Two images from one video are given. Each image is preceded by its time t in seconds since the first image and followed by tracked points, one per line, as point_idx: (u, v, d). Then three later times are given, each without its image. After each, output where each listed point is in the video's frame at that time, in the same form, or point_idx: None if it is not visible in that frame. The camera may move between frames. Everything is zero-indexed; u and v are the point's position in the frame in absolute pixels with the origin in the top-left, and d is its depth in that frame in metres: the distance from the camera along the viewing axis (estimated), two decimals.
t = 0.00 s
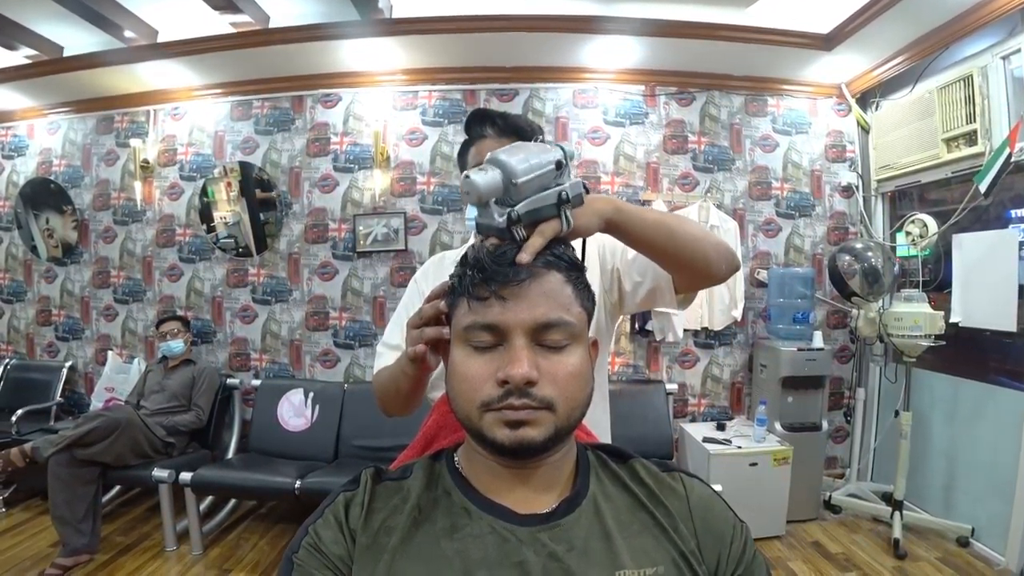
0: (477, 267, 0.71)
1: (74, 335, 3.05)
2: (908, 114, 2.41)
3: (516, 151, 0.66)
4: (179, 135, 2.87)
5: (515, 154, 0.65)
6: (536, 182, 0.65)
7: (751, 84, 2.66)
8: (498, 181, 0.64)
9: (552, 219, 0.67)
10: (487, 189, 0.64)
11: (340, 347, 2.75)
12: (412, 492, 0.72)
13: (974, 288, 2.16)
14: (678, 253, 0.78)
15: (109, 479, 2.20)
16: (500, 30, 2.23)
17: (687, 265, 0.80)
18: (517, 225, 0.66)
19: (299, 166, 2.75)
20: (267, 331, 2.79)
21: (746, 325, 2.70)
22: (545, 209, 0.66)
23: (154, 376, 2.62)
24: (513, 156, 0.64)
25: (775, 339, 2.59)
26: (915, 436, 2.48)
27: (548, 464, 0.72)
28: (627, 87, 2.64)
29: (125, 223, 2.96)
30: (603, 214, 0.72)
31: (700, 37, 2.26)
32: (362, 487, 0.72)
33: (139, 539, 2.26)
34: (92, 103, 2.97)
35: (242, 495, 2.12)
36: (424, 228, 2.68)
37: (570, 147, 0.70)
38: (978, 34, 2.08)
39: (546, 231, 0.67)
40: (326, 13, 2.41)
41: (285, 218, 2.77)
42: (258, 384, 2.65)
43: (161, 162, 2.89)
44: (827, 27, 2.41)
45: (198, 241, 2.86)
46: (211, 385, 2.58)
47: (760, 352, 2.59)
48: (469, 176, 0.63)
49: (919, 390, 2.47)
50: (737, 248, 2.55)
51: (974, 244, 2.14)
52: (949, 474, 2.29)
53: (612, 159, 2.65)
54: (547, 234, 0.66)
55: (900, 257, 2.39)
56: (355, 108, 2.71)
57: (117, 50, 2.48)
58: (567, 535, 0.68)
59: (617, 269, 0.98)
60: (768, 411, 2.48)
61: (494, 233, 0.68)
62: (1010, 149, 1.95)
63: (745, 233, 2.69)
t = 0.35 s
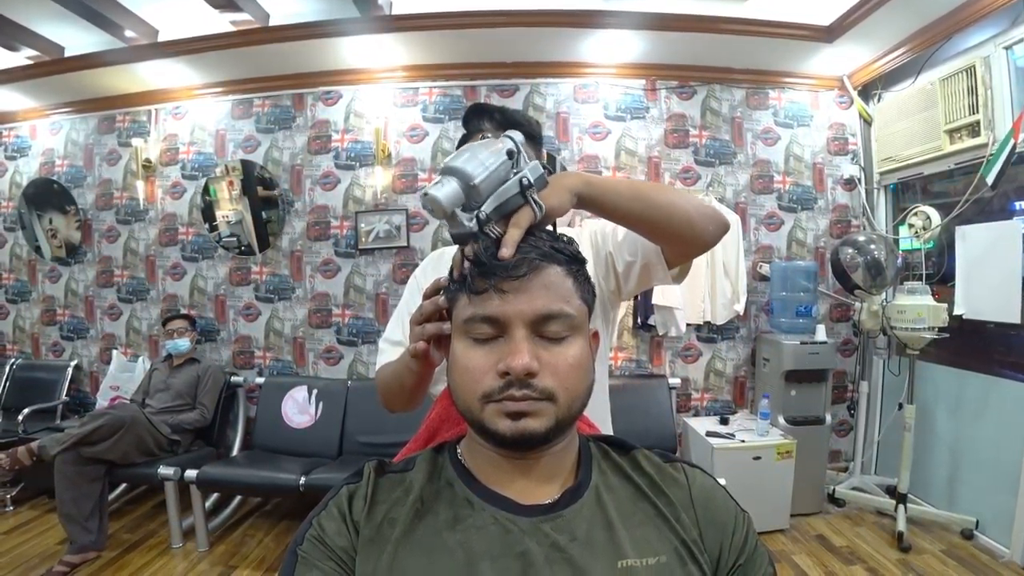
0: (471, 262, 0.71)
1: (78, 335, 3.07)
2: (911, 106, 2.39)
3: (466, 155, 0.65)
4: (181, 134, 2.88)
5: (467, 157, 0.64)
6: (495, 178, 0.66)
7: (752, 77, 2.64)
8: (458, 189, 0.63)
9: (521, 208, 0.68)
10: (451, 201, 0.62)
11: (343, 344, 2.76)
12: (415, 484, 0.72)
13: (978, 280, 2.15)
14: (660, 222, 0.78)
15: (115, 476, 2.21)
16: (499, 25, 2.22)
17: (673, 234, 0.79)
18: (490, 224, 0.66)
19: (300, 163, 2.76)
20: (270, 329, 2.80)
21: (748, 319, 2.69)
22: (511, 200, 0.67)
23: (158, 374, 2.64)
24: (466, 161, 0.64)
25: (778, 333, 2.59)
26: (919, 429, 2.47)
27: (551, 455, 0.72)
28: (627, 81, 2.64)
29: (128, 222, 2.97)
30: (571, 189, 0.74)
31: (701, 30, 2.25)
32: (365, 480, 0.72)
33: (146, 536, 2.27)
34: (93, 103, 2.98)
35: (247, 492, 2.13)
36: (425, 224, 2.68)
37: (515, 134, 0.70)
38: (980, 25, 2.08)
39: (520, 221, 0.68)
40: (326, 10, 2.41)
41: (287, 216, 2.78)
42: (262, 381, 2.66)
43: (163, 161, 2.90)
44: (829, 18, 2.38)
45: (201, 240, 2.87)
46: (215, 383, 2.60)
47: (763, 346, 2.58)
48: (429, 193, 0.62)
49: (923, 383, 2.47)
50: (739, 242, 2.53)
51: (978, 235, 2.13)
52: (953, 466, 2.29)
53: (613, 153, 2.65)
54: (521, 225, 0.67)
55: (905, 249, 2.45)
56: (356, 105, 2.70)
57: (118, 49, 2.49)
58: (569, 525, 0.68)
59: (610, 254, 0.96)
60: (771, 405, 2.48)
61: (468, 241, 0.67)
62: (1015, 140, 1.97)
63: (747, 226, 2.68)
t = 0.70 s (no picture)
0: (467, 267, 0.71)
1: (78, 331, 3.07)
2: (913, 107, 2.39)
3: (432, 176, 0.65)
4: (181, 131, 2.88)
5: (432, 178, 0.65)
6: (465, 191, 0.66)
7: (753, 77, 2.64)
8: (432, 212, 0.64)
9: (499, 212, 0.70)
10: (429, 225, 0.63)
11: (343, 342, 2.76)
12: (414, 483, 0.72)
13: (978, 281, 2.15)
14: (642, 211, 0.75)
15: (114, 473, 2.22)
16: (501, 24, 2.22)
17: (653, 220, 0.76)
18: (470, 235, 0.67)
19: (301, 161, 2.76)
20: (270, 326, 2.80)
21: (748, 319, 2.69)
22: (485, 206, 0.68)
23: (158, 371, 2.64)
24: (435, 182, 0.64)
25: (777, 333, 2.59)
26: (918, 430, 2.47)
27: (551, 454, 0.73)
28: (628, 81, 2.64)
29: (128, 219, 2.97)
30: (544, 180, 0.73)
31: (702, 30, 2.25)
32: (364, 478, 0.73)
33: (144, 533, 2.27)
34: (93, 99, 2.97)
35: (246, 489, 2.13)
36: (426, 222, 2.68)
37: (472, 141, 0.71)
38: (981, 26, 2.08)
39: (501, 224, 0.69)
40: (327, 6, 2.39)
41: (288, 214, 2.77)
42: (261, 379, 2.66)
43: (163, 158, 2.90)
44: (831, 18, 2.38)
45: (201, 237, 2.87)
46: (215, 381, 2.60)
47: (763, 346, 2.58)
48: (407, 224, 0.63)
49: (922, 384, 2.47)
50: (739, 243, 2.54)
51: (979, 237, 2.13)
52: (952, 468, 2.29)
53: (614, 153, 2.65)
54: (503, 226, 0.68)
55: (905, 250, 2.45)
56: (357, 103, 2.70)
57: (119, 46, 2.48)
58: (568, 524, 0.68)
59: (603, 248, 0.94)
60: (770, 405, 2.48)
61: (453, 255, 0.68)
62: (1016, 142, 1.98)
63: (747, 226, 2.68)
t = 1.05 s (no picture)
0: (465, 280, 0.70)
1: (77, 329, 3.07)
2: (912, 107, 2.39)
3: (413, 199, 0.62)
4: (180, 129, 2.87)
5: (416, 200, 0.61)
6: (450, 208, 0.63)
7: (753, 77, 2.64)
8: (422, 236, 0.61)
9: (488, 222, 0.67)
10: (421, 251, 0.60)
11: (342, 341, 2.76)
12: (414, 481, 0.72)
13: (976, 282, 2.15)
14: (637, 211, 0.75)
15: (113, 471, 2.22)
16: (501, 23, 2.22)
17: (643, 215, 0.75)
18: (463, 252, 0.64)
19: (300, 159, 2.75)
20: (269, 325, 2.80)
21: (747, 318, 2.70)
22: (474, 220, 0.66)
23: (157, 369, 2.64)
24: (417, 204, 0.61)
25: (776, 333, 2.59)
26: (916, 430, 2.48)
27: (551, 453, 0.73)
28: (628, 80, 2.64)
29: (127, 217, 2.96)
30: (530, 180, 0.71)
31: (702, 29, 2.25)
32: (364, 476, 0.73)
33: (142, 531, 2.27)
34: (92, 97, 2.97)
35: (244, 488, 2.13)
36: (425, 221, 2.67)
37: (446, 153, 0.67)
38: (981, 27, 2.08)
39: (492, 233, 0.67)
40: (327, 5, 2.39)
41: (287, 212, 2.77)
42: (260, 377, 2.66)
43: (163, 156, 2.89)
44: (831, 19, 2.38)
45: (200, 235, 2.86)
46: (214, 379, 2.60)
47: (761, 346, 2.58)
48: (397, 253, 0.59)
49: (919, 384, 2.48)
50: (739, 242, 2.55)
51: (978, 237, 2.14)
52: (950, 467, 2.30)
53: (613, 152, 2.65)
54: (496, 237, 0.66)
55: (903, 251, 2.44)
56: (356, 101, 2.70)
57: (118, 43, 2.48)
58: (567, 523, 0.68)
59: (598, 245, 0.95)
60: (769, 405, 2.48)
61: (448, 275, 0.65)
62: (1014, 143, 1.97)
63: (746, 226, 2.68)
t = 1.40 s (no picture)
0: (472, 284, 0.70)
1: (76, 331, 3.06)
2: (910, 109, 2.40)
3: (413, 208, 0.61)
4: (180, 131, 2.88)
5: (416, 209, 0.60)
6: (451, 214, 0.62)
7: (751, 79, 2.65)
8: (427, 247, 0.60)
9: (492, 227, 0.67)
10: (426, 262, 0.60)
11: (341, 342, 2.76)
12: (414, 479, 0.72)
13: (975, 283, 2.16)
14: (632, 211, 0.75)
15: (112, 473, 2.21)
16: (500, 25, 2.23)
17: (637, 215, 0.76)
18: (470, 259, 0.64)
19: (300, 161, 2.76)
20: (268, 327, 2.80)
21: (746, 320, 2.70)
22: (478, 226, 0.65)
23: (156, 371, 2.63)
24: (419, 214, 0.60)
25: (775, 334, 2.60)
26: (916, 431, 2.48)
27: (552, 451, 0.73)
28: (626, 82, 2.64)
29: (126, 219, 2.96)
30: (524, 179, 0.71)
31: (700, 31, 2.25)
32: (363, 475, 0.73)
33: (141, 533, 2.27)
34: (92, 99, 2.97)
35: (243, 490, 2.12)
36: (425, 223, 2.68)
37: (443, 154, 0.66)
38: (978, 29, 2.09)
39: (497, 236, 0.67)
40: (327, 7, 2.39)
41: (286, 214, 2.77)
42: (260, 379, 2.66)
43: (162, 158, 2.90)
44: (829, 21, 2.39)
45: (199, 237, 2.87)
46: (213, 381, 2.59)
47: (760, 347, 2.59)
48: (402, 265, 0.59)
49: (919, 385, 2.48)
50: (738, 243, 2.56)
51: (976, 238, 2.14)
52: (949, 468, 2.30)
53: (612, 154, 2.66)
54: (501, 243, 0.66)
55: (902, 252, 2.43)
56: (356, 103, 2.71)
57: (118, 46, 2.49)
58: (566, 521, 0.68)
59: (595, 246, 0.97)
60: (768, 406, 2.48)
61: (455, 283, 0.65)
62: (1010, 143, 1.97)
63: (745, 228, 2.69)
